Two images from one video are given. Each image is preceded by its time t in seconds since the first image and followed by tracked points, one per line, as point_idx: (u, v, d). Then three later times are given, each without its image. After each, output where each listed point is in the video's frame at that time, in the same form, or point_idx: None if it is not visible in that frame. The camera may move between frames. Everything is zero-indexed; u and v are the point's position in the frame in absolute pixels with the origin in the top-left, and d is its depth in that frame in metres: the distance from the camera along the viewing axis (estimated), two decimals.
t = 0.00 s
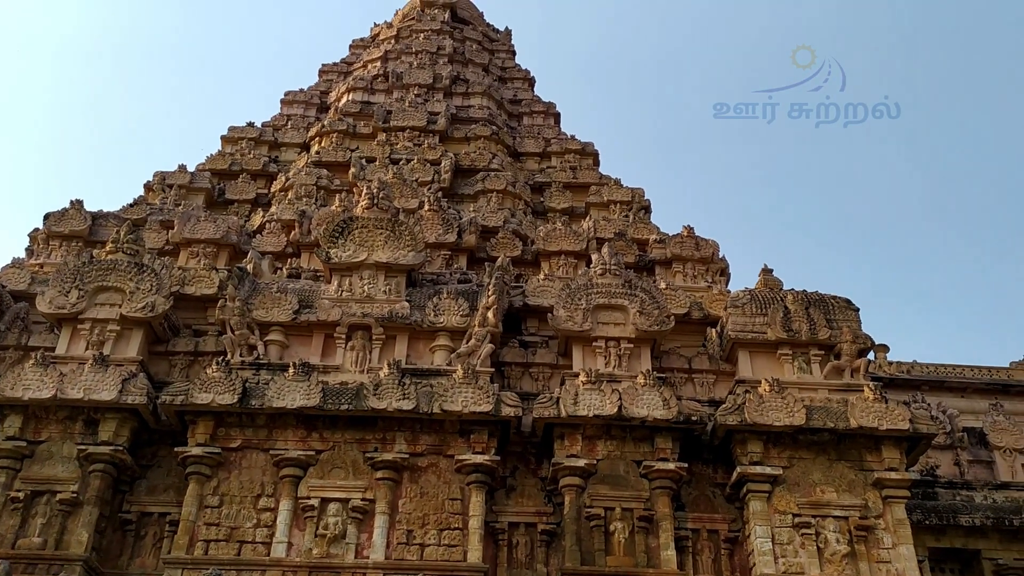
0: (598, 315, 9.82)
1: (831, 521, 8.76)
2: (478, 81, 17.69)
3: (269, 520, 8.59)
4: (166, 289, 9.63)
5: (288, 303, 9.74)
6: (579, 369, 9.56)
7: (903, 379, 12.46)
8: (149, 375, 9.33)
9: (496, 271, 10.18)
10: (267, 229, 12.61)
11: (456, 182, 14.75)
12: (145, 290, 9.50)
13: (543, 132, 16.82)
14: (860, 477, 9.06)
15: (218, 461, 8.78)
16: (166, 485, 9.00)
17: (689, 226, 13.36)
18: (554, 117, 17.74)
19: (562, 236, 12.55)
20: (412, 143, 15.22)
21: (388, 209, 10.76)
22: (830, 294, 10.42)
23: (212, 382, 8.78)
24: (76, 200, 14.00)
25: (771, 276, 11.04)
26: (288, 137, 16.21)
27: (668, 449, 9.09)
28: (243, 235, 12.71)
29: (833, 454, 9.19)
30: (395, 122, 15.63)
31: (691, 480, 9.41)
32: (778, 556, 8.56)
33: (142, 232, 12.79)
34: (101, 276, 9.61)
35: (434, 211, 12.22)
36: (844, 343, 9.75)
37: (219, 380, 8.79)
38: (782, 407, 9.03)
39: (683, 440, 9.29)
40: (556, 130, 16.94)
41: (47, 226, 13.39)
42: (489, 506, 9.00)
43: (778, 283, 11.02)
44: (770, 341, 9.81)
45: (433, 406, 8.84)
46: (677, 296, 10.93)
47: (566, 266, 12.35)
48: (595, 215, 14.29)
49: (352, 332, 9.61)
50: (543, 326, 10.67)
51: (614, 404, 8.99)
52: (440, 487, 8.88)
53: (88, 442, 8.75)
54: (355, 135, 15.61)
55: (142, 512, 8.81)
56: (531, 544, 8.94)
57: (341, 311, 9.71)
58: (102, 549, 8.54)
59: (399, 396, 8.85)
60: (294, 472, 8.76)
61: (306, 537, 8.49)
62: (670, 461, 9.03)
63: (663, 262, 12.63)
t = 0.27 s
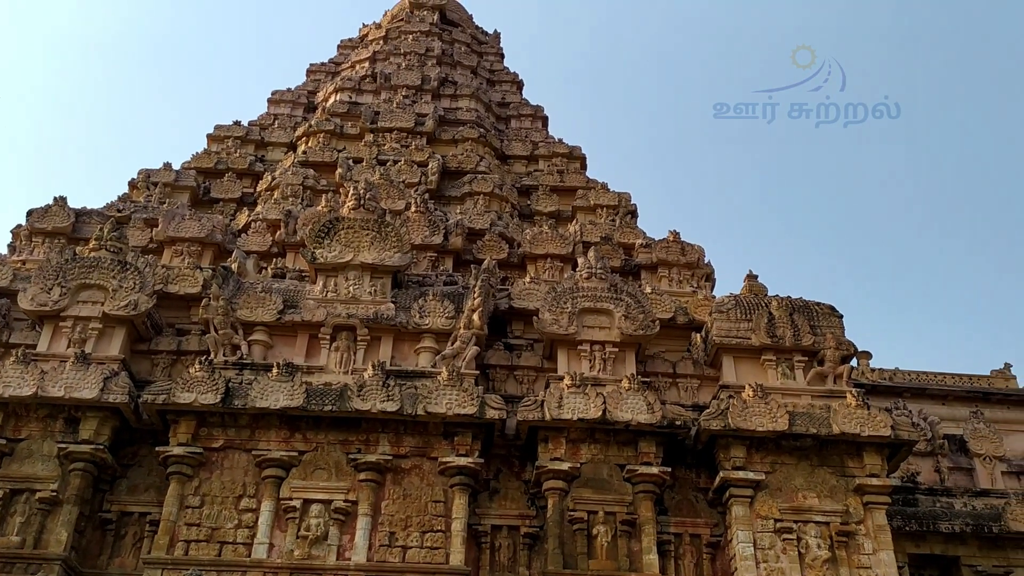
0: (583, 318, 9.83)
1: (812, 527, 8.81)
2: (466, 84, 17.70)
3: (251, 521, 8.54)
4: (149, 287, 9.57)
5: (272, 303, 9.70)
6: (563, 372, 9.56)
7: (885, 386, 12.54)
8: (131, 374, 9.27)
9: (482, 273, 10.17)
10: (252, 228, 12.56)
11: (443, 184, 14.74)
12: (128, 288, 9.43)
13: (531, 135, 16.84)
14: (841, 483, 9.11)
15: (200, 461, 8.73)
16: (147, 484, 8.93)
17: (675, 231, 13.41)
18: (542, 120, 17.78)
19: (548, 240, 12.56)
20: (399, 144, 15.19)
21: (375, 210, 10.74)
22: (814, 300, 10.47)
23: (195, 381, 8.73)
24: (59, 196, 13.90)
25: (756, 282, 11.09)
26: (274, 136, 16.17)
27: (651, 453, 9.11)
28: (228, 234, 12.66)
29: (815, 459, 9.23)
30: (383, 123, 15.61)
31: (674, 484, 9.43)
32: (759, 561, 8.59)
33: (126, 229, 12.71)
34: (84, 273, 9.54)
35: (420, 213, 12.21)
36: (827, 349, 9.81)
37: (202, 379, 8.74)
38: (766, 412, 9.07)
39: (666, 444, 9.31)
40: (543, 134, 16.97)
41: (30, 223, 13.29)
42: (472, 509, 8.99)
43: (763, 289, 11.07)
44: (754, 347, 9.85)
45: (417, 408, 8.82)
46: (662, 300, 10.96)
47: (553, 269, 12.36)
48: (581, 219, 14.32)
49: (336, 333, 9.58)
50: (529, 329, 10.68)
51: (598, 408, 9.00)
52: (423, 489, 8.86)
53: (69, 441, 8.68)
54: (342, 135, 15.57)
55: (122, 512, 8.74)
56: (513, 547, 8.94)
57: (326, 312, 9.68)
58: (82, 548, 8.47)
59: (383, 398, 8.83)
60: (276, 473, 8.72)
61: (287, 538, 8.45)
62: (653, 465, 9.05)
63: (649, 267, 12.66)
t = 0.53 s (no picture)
0: (566, 320, 9.84)
1: (790, 530, 8.85)
2: (452, 84, 17.70)
3: (228, 520, 8.49)
4: (129, 283, 9.50)
5: (254, 301, 9.65)
6: (545, 373, 9.57)
7: (864, 392, 12.63)
8: (110, 370, 9.20)
9: (466, 274, 10.16)
10: (235, 225, 12.49)
11: (428, 184, 14.72)
12: (107, 284, 9.36)
13: (516, 137, 16.86)
14: (820, 487, 9.15)
15: (178, 459, 8.67)
16: (124, 482, 8.87)
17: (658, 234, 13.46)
18: (528, 122, 17.80)
19: (532, 241, 12.57)
20: (384, 143, 15.16)
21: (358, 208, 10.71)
22: (795, 305, 10.53)
23: (174, 378, 8.67)
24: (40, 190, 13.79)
25: (738, 286, 11.14)
26: (258, 134, 16.11)
27: (632, 455, 9.13)
28: (209, 231, 12.60)
29: (795, 464, 9.27)
30: (368, 121, 15.58)
31: (654, 487, 9.45)
32: (738, 564, 8.62)
33: (106, 225, 12.62)
34: (63, 268, 9.46)
35: (404, 213, 12.18)
36: (808, 354, 9.86)
37: (181, 376, 8.68)
38: (746, 416, 9.10)
39: (647, 447, 9.34)
40: (529, 135, 16.98)
41: (9, 216, 13.17)
42: (452, 509, 8.97)
43: (745, 294, 11.12)
44: (736, 351, 9.89)
45: (398, 408, 8.80)
46: (645, 303, 10.99)
47: (536, 271, 12.37)
48: (565, 221, 14.35)
49: (318, 331, 9.54)
50: (511, 330, 10.68)
51: (580, 410, 9.01)
52: (403, 489, 8.84)
53: (45, 437, 8.60)
54: (326, 134, 15.53)
55: (99, 509, 8.67)
56: (493, 548, 8.93)
57: (308, 310, 9.64)
58: (57, 546, 8.39)
59: (364, 397, 8.81)
60: (255, 471, 8.67)
61: (265, 537, 8.41)
62: (634, 468, 9.07)
63: (632, 270, 12.69)
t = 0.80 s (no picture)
0: (552, 321, 9.85)
1: (773, 533, 8.88)
2: (440, 84, 17.70)
3: (211, 518, 8.45)
4: (113, 279, 9.45)
5: (239, 298, 9.62)
6: (530, 374, 9.58)
7: (847, 395, 12.70)
8: (92, 367, 9.14)
9: (452, 273, 10.16)
10: (220, 222, 12.45)
11: (416, 183, 14.71)
12: (90, 280, 9.31)
13: (504, 137, 16.88)
14: (803, 489, 9.20)
15: (160, 456, 8.63)
16: (105, 479, 8.81)
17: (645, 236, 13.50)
18: (516, 122, 17.83)
19: (518, 242, 12.58)
20: (371, 142, 15.14)
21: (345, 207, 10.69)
22: (780, 308, 10.58)
23: (157, 375, 8.63)
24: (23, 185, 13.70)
25: (724, 289, 11.17)
26: (245, 131, 16.09)
27: (616, 456, 9.15)
28: (194, 228, 12.56)
29: (778, 466, 9.31)
30: (356, 120, 15.56)
31: (638, 488, 9.47)
32: (721, 565, 8.65)
33: (90, 220, 12.55)
34: (46, 263, 9.39)
35: (391, 211, 12.17)
36: (792, 357, 9.91)
37: (164, 373, 8.64)
38: (730, 418, 9.14)
39: (631, 448, 9.36)
40: (517, 136, 17.01)
41: None
42: (435, 509, 8.96)
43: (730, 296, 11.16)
44: (720, 353, 9.92)
45: (382, 407, 8.79)
46: (631, 305, 11.01)
47: (522, 271, 12.38)
48: (552, 222, 14.38)
49: (303, 330, 9.52)
50: (497, 330, 10.68)
51: (565, 411, 9.02)
52: (387, 488, 8.82)
53: (26, 433, 8.53)
54: (314, 132, 15.49)
55: (80, 506, 8.61)
56: (476, 548, 8.92)
57: (293, 308, 9.61)
58: (37, 543, 8.33)
59: (349, 396, 8.79)
60: (237, 469, 8.64)
61: (248, 536, 8.38)
62: (618, 469, 9.08)
63: (619, 271, 12.72)
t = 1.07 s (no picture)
0: (538, 321, 9.86)
1: (755, 534, 8.92)
2: (428, 83, 17.68)
3: (192, 516, 8.41)
4: (96, 275, 9.39)
5: (223, 296, 9.57)
6: (515, 374, 9.57)
7: (831, 399, 12.77)
8: (74, 363, 9.08)
9: (438, 273, 10.15)
10: (205, 219, 12.40)
11: (403, 182, 14.69)
12: (73, 275, 9.24)
13: (491, 138, 16.89)
14: (785, 492, 9.24)
15: (142, 454, 8.57)
16: (86, 476, 8.76)
17: (631, 238, 13.53)
18: (504, 123, 17.84)
19: (505, 242, 12.58)
20: (358, 141, 15.11)
21: (331, 205, 10.66)
22: (765, 311, 10.62)
23: (139, 372, 8.59)
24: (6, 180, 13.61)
25: (710, 291, 11.20)
26: (231, 128, 16.06)
27: (600, 457, 9.16)
28: (179, 224, 12.52)
29: (761, 468, 9.34)
30: (343, 118, 15.52)
31: (622, 489, 9.48)
32: (703, 567, 8.67)
33: (73, 215, 12.47)
34: (28, 258, 9.32)
35: (377, 210, 12.15)
36: (776, 360, 9.95)
37: (147, 370, 8.60)
38: (714, 420, 9.16)
39: (615, 449, 9.37)
40: (504, 136, 17.02)
41: None
42: (419, 509, 8.94)
43: (716, 299, 11.19)
44: (705, 355, 9.95)
45: (367, 406, 8.77)
46: (616, 306, 11.03)
47: (508, 271, 12.38)
48: (539, 223, 14.40)
49: (288, 328, 9.49)
50: (482, 330, 10.68)
51: (549, 411, 9.03)
52: (370, 488, 8.80)
53: (6, 429, 8.46)
54: (300, 129, 15.44)
55: (60, 503, 8.55)
56: (459, 548, 8.91)
57: (278, 306, 9.58)
58: (16, 540, 8.26)
59: (333, 394, 8.77)
60: (220, 467, 8.60)
61: (229, 534, 8.34)
62: (602, 470, 9.09)
63: (605, 273, 12.74)
